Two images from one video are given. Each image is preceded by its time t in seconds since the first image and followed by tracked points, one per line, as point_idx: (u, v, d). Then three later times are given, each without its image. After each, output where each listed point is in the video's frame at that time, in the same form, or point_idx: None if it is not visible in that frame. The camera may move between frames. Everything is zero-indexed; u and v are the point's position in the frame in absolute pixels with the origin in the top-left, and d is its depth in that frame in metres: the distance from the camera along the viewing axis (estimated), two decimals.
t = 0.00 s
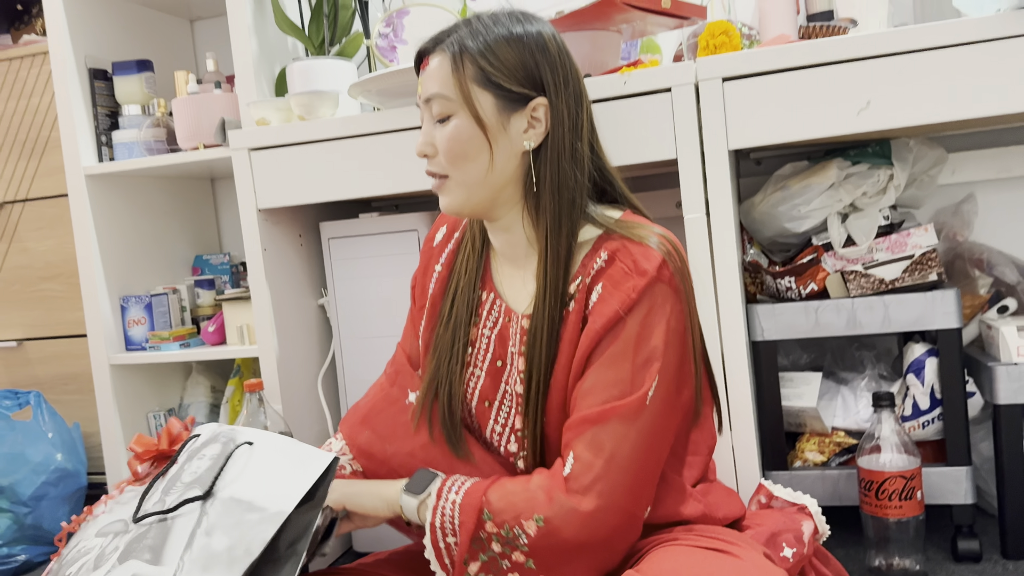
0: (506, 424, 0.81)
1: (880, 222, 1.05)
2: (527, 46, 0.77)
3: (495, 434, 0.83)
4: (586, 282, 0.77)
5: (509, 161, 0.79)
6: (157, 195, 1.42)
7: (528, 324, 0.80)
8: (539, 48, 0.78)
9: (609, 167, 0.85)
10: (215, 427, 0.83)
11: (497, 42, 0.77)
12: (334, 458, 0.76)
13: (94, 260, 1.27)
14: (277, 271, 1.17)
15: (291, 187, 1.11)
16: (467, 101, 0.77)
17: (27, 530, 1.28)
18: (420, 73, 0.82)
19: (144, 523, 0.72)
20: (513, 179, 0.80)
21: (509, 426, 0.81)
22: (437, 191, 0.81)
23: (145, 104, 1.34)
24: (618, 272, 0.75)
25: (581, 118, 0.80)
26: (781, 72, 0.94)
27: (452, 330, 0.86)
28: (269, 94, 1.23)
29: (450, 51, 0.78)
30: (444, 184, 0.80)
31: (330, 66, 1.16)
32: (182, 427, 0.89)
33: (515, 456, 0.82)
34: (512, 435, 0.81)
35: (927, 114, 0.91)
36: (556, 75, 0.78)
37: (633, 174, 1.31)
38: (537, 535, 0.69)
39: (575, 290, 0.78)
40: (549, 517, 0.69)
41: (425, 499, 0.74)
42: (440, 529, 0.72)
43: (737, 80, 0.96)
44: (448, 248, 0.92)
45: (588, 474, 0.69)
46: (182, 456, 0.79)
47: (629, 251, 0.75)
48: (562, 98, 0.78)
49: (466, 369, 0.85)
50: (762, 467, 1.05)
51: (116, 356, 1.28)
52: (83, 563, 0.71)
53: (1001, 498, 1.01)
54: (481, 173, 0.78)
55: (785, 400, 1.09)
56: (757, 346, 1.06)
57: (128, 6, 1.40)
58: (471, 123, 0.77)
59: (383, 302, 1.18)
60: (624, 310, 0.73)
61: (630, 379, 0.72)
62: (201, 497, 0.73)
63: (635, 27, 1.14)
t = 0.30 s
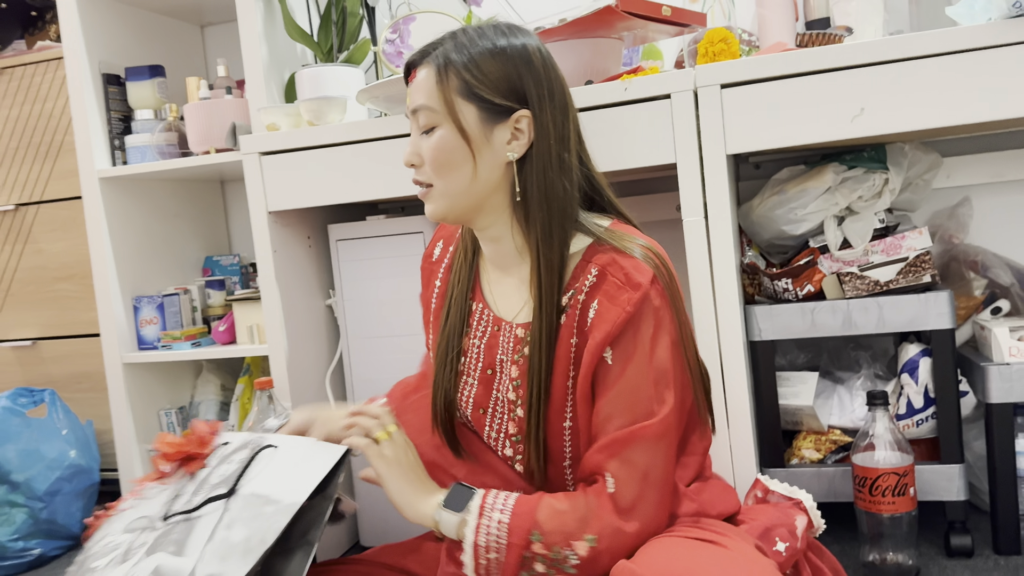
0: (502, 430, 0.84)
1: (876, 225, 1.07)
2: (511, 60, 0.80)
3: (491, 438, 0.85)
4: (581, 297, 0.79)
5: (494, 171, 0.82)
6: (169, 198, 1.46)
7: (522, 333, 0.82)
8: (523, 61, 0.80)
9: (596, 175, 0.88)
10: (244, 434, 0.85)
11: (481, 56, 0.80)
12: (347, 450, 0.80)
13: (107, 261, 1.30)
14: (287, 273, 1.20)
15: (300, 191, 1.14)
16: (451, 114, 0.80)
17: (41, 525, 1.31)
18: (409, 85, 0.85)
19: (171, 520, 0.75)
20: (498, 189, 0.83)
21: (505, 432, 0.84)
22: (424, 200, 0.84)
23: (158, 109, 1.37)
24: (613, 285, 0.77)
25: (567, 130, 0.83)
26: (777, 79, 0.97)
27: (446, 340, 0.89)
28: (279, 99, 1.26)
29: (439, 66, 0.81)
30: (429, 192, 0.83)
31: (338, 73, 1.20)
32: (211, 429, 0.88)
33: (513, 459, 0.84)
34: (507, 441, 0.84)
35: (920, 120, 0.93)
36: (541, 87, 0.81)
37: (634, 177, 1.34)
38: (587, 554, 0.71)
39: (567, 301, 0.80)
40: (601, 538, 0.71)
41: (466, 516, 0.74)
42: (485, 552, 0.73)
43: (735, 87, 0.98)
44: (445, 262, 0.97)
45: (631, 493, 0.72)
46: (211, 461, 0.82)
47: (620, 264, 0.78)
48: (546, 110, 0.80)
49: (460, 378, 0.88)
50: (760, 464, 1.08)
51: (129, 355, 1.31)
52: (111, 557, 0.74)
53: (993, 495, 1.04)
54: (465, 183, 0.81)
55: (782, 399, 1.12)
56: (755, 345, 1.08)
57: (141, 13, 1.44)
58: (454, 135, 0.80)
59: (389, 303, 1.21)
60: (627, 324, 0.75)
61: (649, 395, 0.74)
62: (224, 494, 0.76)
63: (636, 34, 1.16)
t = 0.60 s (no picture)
0: (503, 431, 0.86)
1: (879, 227, 1.09)
2: (519, 75, 0.82)
3: (494, 439, 0.87)
4: (563, 297, 0.80)
5: (485, 176, 0.84)
6: (184, 200, 1.48)
7: (514, 335, 0.84)
8: (530, 79, 0.82)
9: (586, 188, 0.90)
10: (265, 434, 0.89)
11: (490, 64, 0.82)
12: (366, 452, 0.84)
13: (125, 263, 1.33)
14: (301, 274, 1.22)
15: (313, 193, 1.17)
16: (452, 115, 0.82)
17: (60, 521, 1.34)
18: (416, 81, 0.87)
19: (195, 515, 0.78)
20: (486, 193, 0.85)
21: (506, 432, 0.85)
22: (412, 190, 0.87)
23: (173, 113, 1.40)
24: (592, 285, 0.78)
25: (562, 151, 0.85)
26: (781, 84, 0.99)
27: (447, 349, 0.92)
28: (293, 104, 1.29)
29: (449, 67, 0.83)
30: (418, 184, 0.86)
31: (352, 78, 1.22)
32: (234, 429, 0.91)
33: (515, 458, 0.86)
34: (509, 441, 0.85)
35: (921, 124, 0.95)
36: (543, 107, 0.83)
37: (641, 179, 1.36)
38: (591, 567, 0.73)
39: (550, 304, 0.81)
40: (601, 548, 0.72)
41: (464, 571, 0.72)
42: None
43: (740, 92, 1.00)
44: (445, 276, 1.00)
45: (622, 495, 0.73)
46: (234, 459, 0.85)
47: (599, 263, 0.78)
48: (544, 128, 0.82)
49: (461, 383, 0.90)
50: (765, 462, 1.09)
51: (145, 354, 1.33)
52: (136, 549, 0.76)
53: (996, 493, 1.05)
54: (455, 182, 0.83)
55: (787, 398, 1.13)
56: (760, 346, 1.10)
57: (157, 19, 1.46)
58: (452, 135, 0.82)
59: (401, 303, 1.23)
60: (607, 324, 0.76)
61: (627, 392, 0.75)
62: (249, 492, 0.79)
63: (644, 39, 1.18)
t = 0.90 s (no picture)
0: (499, 427, 0.85)
1: (879, 225, 1.09)
2: (554, 83, 0.87)
3: (490, 435, 0.87)
4: (553, 288, 0.81)
5: (499, 168, 0.86)
6: (188, 199, 1.49)
7: (509, 330, 0.85)
8: (563, 93, 0.87)
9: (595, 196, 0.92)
10: (250, 421, 0.90)
11: (532, 64, 0.86)
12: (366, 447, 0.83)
13: (129, 261, 1.34)
14: (304, 271, 1.23)
15: (316, 192, 1.18)
16: (486, 104, 0.84)
17: (64, 517, 1.35)
18: (451, 62, 0.89)
19: (190, 514, 0.79)
20: (497, 185, 0.87)
21: (502, 428, 0.85)
22: (421, 164, 0.87)
23: (178, 112, 1.41)
24: (581, 277, 0.79)
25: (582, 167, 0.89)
26: (781, 83, 1.00)
27: (444, 346, 0.91)
28: (296, 103, 1.30)
29: (491, 56, 0.85)
30: (429, 159, 0.86)
31: (355, 77, 1.22)
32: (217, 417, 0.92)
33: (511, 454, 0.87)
34: (505, 436, 0.85)
35: (920, 123, 0.96)
36: (569, 119, 0.87)
37: (642, 178, 1.36)
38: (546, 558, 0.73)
39: (544, 294, 0.81)
40: (554, 538, 0.73)
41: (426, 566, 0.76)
42: None
43: (740, 91, 1.01)
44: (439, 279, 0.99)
45: (583, 484, 0.73)
46: (223, 448, 0.86)
47: (592, 256, 0.79)
48: (571, 139, 0.87)
49: (458, 380, 0.89)
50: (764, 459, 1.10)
51: (149, 352, 1.34)
52: (124, 541, 0.80)
53: (994, 490, 1.06)
54: (470, 165, 0.85)
55: (787, 395, 1.14)
56: (760, 343, 1.11)
57: (162, 19, 1.47)
58: (480, 122, 0.84)
59: (404, 300, 1.24)
60: (590, 316, 0.77)
61: (605, 383, 0.76)
62: (244, 489, 0.80)
63: (645, 39, 1.19)
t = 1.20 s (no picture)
0: (509, 419, 0.86)
1: (883, 227, 1.10)
2: (576, 81, 0.89)
3: (501, 428, 0.88)
4: (569, 281, 0.81)
5: (532, 169, 0.86)
6: (194, 199, 1.50)
7: (525, 322, 0.85)
8: (583, 90, 0.89)
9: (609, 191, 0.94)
10: (221, 343, 0.79)
11: (557, 64, 0.87)
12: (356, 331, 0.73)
13: (135, 260, 1.35)
14: (309, 272, 1.24)
15: (322, 192, 1.18)
16: (518, 107, 0.84)
17: (69, 516, 1.35)
18: (472, 62, 0.87)
19: (205, 455, 0.69)
20: (529, 186, 0.87)
21: (512, 421, 0.86)
22: (452, 169, 0.86)
23: (184, 113, 1.42)
24: (598, 269, 0.80)
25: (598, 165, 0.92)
26: (785, 85, 1.00)
27: (458, 338, 0.91)
28: (302, 104, 1.30)
29: (520, 58, 0.85)
30: (462, 164, 0.85)
31: (360, 78, 1.24)
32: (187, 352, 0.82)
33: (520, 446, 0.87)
34: (514, 429, 0.86)
35: (925, 124, 0.96)
36: (588, 116, 0.89)
37: (646, 179, 1.37)
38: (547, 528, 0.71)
39: (560, 287, 0.82)
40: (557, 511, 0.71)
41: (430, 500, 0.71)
42: (446, 524, 0.71)
43: (744, 93, 1.01)
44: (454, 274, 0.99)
45: (589, 465, 0.72)
46: (201, 378, 0.75)
47: (608, 250, 0.80)
48: (591, 135, 0.88)
49: (469, 373, 0.90)
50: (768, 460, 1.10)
51: (155, 351, 1.35)
52: (155, 501, 0.70)
53: (998, 490, 1.06)
54: (507, 168, 0.85)
55: (791, 396, 1.14)
56: (764, 344, 1.11)
57: (167, 20, 1.48)
58: (514, 125, 0.84)
59: (409, 301, 1.25)
60: (605, 307, 0.78)
61: (617, 371, 0.76)
62: (244, 408, 0.70)
63: (649, 40, 1.20)
